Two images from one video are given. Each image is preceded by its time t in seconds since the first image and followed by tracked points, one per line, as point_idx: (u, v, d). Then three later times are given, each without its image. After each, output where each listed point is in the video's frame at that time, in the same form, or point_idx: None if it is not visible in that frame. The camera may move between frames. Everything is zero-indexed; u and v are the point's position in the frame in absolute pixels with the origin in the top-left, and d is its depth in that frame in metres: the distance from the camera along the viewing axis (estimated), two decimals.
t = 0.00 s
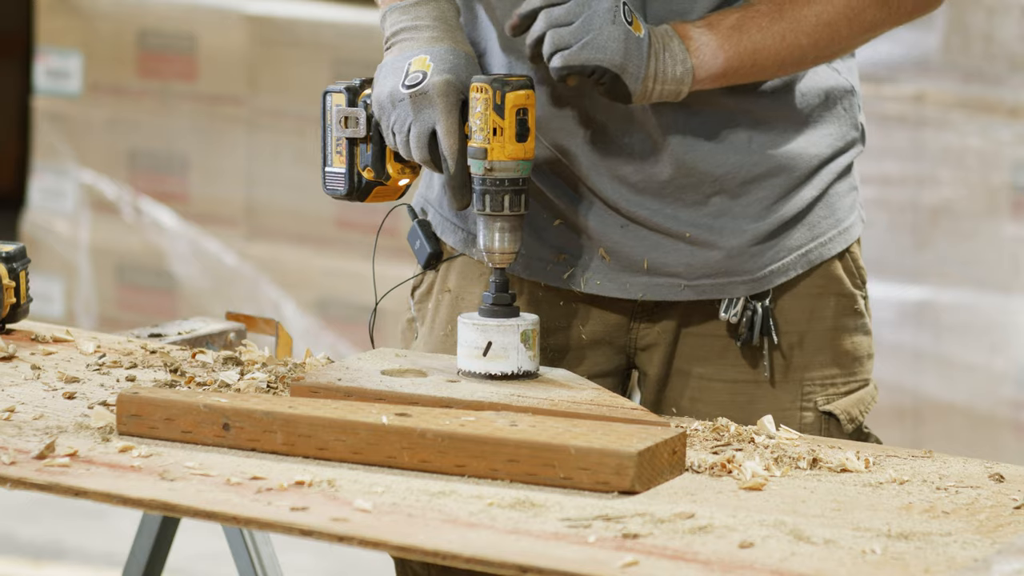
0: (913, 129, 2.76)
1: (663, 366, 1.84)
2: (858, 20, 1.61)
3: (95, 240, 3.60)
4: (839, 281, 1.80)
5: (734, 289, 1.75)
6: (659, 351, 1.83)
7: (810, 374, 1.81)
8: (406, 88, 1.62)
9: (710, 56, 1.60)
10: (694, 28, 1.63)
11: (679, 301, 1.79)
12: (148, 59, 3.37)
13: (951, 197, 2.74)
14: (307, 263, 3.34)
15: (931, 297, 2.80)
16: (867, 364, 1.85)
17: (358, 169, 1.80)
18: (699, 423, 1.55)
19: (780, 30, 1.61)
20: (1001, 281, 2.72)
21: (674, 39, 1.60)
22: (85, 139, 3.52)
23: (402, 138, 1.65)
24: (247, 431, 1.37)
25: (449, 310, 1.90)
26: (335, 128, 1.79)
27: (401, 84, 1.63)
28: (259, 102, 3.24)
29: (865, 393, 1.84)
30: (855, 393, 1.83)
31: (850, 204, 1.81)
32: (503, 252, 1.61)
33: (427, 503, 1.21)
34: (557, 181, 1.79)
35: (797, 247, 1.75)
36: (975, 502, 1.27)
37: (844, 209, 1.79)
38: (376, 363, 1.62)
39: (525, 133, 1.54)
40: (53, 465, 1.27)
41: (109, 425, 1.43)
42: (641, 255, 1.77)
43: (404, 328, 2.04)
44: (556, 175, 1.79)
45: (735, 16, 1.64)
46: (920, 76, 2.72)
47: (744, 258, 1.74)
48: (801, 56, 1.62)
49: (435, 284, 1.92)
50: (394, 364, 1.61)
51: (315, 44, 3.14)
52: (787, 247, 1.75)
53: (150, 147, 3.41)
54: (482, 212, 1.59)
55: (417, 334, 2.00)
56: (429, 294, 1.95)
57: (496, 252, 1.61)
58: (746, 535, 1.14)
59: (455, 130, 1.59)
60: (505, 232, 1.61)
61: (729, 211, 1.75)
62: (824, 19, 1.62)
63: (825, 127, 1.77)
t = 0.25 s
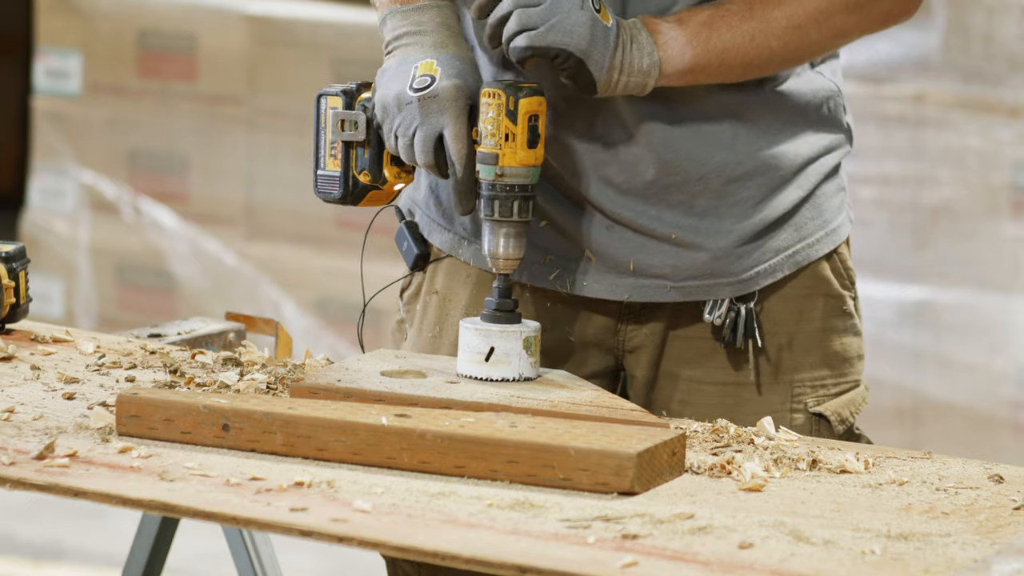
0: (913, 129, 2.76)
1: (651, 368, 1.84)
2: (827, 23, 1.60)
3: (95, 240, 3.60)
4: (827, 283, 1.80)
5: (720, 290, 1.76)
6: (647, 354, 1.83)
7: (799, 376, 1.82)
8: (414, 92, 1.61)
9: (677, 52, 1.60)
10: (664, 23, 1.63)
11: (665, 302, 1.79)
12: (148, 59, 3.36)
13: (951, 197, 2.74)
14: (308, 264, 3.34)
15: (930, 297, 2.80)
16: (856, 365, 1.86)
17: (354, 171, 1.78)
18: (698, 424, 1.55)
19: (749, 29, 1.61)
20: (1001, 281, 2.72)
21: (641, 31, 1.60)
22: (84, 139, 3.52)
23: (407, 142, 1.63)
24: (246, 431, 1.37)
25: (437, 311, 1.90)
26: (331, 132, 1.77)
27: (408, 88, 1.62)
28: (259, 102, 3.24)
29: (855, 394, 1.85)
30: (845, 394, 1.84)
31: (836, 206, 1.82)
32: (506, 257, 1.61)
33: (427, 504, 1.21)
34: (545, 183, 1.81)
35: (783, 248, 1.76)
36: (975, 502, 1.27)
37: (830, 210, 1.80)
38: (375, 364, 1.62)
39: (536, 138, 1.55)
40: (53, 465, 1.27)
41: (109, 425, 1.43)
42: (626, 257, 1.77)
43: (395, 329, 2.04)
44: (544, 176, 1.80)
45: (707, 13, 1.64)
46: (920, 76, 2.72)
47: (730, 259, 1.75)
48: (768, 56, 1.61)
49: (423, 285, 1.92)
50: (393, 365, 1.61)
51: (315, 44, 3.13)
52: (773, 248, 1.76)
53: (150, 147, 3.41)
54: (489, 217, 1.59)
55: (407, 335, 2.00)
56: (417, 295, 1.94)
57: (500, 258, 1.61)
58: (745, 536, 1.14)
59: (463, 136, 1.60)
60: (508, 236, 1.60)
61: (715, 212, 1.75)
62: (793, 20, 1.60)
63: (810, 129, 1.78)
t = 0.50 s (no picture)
0: (913, 129, 2.76)
1: (647, 369, 1.84)
2: (813, 30, 1.59)
3: (94, 240, 3.60)
4: (823, 283, 1.81)
5: (714, 291, 1.76)
6: (643, 354, 1.83)
7: (795, 377, 1.82)
8: (413, 98, 1.60)
9: (663, 65, 1.60)
10: (647, 41, 1.63)
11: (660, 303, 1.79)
12: (148, 59, 3.36)
13: (950, 197, 2.74)
14: (307, 263, 3.34)
15: (929, 297, 2.80)
16: (852, 365, 1.87)
17: (346, 174, 1.77)
18: (698, 425, 1.55)
19: (733, 40, 1.60)
20: (1000, 282, 2.73)
21: (622, 49, 1.61)
22: (84, 139, 3.51)
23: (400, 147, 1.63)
24: (246, 432, 1.37)
25: (433, 311, 1.90)
26: (324, 135, 1.76)
27: (405, 93, 1.62)
28: (258, 102, 3.24)
29: (851, 394, 1.85)
30: (841, 394, 1.84)
31: (833, 206, 1.82)
32: (504, 263, 1.62)
33: (427, 504, 1.21)
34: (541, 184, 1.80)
35: (778, 248, 1.77)
36: (975, 502, 1.27)
37: (826, 211, 1.80)
38: (375, 364, 1.62)
39: (534, 144, 1.55)
40: (52, 466, 1.27)
41: (108, 425, 1.43)
42: (621, 257, 1.77)
43: (391, 328, 2.04)
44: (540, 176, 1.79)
45: (690, 27, 1.63)
46: (920, 76, 2.71)
47: (725, 260, 1.75)
48: (756, 65, 1.61)
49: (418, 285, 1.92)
50: (392, 365, 1.61)
51: (315, 44, 3.13)
52: (767, 248, 1.76)
53: (150, 147, 3.41)
54: (486, 222, 1.59)
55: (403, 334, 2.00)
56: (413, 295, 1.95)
57: (498, 263, 1.61)
58: (745, 536, 1.14)
59: (460, 143, 1.60)
60: (506, 242, 1.61)
61: (710, 213, 1.75)
62: (778, 29, 1.60)
63: (805, 130, 1.79)
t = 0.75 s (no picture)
0: (913, 129, 2.75)
1: (646, 369, 1.84)
2: (789, 28, 1.58)
3: (94, 240, 3.60)
4: (823, 282, 1.81)
5: (714, 291, 1.75)
6: (643, 354, 1.83)
7: (795, 376, 1.82)
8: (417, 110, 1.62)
9: (637, 62, 1.61)
10: (624, 38, 1.65)
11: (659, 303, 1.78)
12: (147, 59, 3.36)
13: (951, 197, 2.74)
14: (307, 264, 3.34)
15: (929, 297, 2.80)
16: (851, 363, 1.87)
17: (340, 186, 1.77)
18: (697, 426, 1.55)
19: (708, 37, 1.60)
20: (1001, 282, 2.72)
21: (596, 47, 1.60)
22: (84, 139, 3.51)
23: (402, 159, 1.65)
24: (245, 433, 1.37)
25: (432, 312, 1.90)
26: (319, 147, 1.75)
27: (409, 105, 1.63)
28: (258, 102, 3.23)
29: (850, 392, 1.86)
30: (840, 392, 1.85)
31: (830, 204, 1.82)
32: (506, 271, 1.61)
33: (427, 505, 1.21)
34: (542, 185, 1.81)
35: (776, 247, 1.76)
36: (974, 504, 1.27)
37: (823, 209, 1.81)
38: (375, 366, 1.62)
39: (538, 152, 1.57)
40: (52, 466, 1.27)
41: (108, 426, 1.43)
42: (621, 257, 1.76)
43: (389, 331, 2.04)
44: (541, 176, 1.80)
45: (667, 25, 1.64)
46: (920, 76, 2.71)
47: (725, 260, 1.74)
48: (732, 66, 1.60)
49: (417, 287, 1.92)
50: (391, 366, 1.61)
51: (315, 44, 3.14)
52: (766, 248, 1.76)
53: (150, 147, 3.41)
54: (490, 231, 1.59)
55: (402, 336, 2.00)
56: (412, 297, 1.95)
57: (499, 272, 1.61)
58: (745, 537, 1.14)
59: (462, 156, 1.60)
60: (509, 250, 1.60)
61: (710, 212, 1.75)
62: (754, 26, 1.59)
63: (802, 130, 1.80)
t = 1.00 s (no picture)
0: (913, 129, 2.75)
1: (634, 367, 1.85)
2: (778, 31, 1.59)
3: (94, 240, 3.60)
4: (811, 282, 1.80)
5: (698, 290, 1.76)
6: (631, 352, 1.84)
7: (782, 376, 1.82)
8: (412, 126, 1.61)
9: (630, 74, 1.61)
10: (613, 50, 1.64)
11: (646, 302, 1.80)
12: (147, 59, 3.36)
13: (950, 198, 2.74)
14: (307, 264, 3.34)
15: (929, 297, 2.80)
16: (843, 364, 1.86)
17: (338, 199, 1.78)
18: (697, 427, 1.55)
19: (698, 45, 1.60)
20: (1000, 282, 2.72)
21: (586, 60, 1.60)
22: (84, 139, 3.51)
23: (397, 173, 1.64)
24: (244, 433, 1.37)
25: (420, 308, 1.90)
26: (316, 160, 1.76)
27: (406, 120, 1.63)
28: (258, 103, 3.23)
29: (841, 392, 1.84)
30: (831, 393, 1.83)
31: (822, 205, 1.81)
32: (503, 282, 1.60)
33: (426, 506, 1.21)
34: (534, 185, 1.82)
35: (762, 248, 1.76)
36: (974, 504, 1.27)
37: (814, 210, 1.80)
38: (374, 367, 1.61)
39: (533, 163, 1.56)
40: (51, 467, 1.27)
41: (107, 427, 1.43)
42: (607, 255, 1.78)
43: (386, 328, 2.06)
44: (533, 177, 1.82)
45: (656, 34, 1.64)
46: (919, 77, 2.71)
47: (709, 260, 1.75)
48: (723, 72, 1.61)
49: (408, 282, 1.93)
50: (391, 368, 1.61)
51: (315, 44, 3.14)
52: (752, 248, 1.76)
53: (150, 147, 3.41)
54: (486, 242, 1.58)
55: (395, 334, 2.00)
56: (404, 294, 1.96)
57: (497, 283, 1.59)
58: (745, 537, 1.14)
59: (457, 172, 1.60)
60: (504, 262, 1.59)
61: (695, 212, 1.76)
62: (743, 31, 1.59)
63: (792, 130, 1.79)
